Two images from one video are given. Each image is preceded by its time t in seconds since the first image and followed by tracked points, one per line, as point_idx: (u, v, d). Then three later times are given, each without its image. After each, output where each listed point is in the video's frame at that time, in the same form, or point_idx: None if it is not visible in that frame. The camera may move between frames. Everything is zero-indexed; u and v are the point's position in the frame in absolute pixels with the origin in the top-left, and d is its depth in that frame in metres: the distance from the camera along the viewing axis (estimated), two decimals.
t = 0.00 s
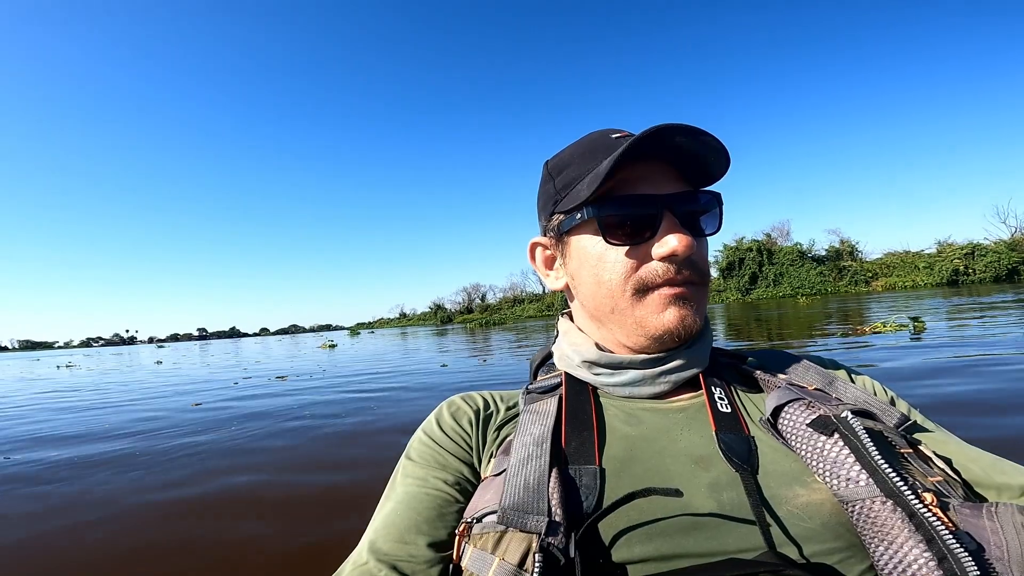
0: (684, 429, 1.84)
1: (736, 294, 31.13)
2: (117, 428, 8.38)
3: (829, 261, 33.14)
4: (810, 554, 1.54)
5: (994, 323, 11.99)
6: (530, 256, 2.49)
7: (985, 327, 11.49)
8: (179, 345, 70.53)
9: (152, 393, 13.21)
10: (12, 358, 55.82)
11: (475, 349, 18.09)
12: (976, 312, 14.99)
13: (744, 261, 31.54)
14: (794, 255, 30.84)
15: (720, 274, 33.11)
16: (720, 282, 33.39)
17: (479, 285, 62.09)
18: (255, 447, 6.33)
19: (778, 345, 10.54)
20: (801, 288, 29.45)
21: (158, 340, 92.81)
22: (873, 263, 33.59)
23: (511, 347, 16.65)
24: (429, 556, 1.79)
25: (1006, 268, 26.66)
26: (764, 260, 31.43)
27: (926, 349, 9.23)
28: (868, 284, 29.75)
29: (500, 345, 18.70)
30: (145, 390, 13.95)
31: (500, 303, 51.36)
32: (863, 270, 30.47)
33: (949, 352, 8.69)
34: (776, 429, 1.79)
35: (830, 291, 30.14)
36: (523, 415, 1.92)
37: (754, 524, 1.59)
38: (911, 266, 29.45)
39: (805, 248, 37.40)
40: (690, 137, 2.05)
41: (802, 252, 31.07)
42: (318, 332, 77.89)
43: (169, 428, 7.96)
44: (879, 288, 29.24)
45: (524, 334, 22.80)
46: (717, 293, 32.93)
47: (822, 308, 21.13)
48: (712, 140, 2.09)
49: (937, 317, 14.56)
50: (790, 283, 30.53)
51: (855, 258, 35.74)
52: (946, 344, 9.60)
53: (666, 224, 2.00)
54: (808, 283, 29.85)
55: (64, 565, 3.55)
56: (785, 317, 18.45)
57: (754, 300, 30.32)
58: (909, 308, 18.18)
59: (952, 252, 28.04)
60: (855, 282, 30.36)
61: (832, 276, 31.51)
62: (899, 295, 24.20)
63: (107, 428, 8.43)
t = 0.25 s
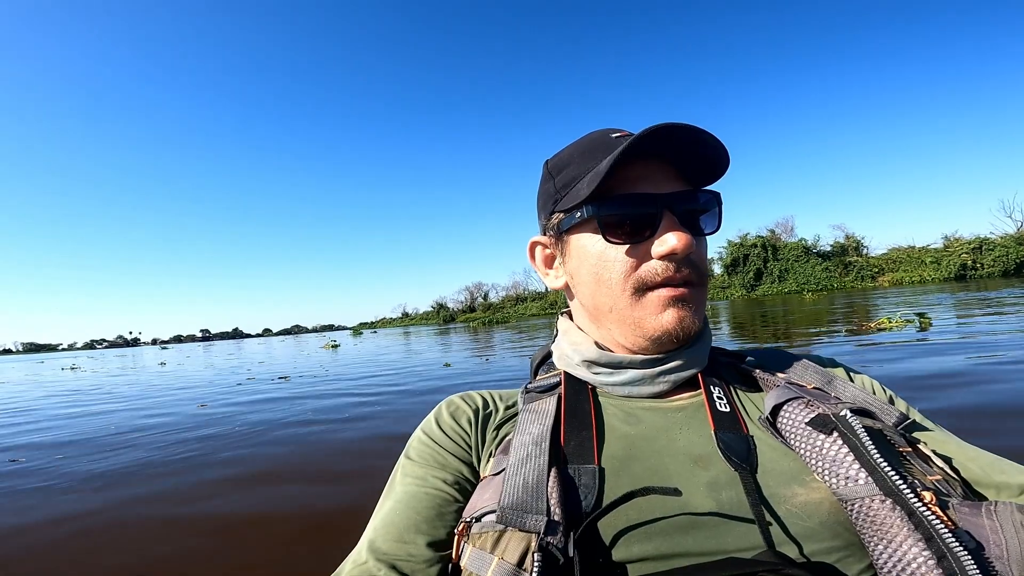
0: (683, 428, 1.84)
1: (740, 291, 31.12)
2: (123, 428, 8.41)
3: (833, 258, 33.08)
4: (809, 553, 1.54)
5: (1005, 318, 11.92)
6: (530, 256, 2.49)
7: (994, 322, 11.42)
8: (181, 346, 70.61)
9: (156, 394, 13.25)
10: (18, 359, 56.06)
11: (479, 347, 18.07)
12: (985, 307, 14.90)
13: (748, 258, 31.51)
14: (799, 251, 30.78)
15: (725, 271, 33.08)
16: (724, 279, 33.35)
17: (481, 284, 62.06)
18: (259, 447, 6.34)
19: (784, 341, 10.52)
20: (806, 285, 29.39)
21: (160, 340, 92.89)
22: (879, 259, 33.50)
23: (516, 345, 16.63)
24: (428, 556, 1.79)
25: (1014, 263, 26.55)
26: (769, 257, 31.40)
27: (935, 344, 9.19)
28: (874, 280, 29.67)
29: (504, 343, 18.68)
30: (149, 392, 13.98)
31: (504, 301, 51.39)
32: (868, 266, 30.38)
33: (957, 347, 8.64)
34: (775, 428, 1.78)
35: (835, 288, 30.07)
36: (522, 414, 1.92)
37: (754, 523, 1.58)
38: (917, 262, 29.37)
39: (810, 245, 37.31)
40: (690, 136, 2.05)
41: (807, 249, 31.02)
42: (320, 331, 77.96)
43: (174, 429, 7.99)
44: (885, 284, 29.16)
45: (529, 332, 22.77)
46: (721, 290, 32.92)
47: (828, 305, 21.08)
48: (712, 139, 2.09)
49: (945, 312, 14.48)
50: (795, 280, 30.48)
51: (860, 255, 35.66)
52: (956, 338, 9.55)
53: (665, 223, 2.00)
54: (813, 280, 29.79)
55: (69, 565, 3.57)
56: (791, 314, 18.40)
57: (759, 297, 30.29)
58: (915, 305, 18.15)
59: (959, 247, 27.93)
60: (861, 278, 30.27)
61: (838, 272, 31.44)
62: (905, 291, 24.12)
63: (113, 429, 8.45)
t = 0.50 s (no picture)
0: (683, 426, 1.83)
1: (745, 291, 31.03)
2: (128, 429, 8.43)
3: (839, 257, 32.96)
4: (812, 550, 1.53)
5: (1016, 318, 11.82)
6: (531, 255, 2.47)
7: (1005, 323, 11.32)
8: (183, 346, 70.72)
9: (161, 395, 13.28)
10: (22, 360, 56.29)
11: (485, 348, 18.03)
12: (997, 307, 14.78)
13: (753, 258, 31.44)
14: (805, 250, 30.67)
15: (730, 271, 33.01)
16: (729, 279, 33.27)
17: (484, 285, 62.02)
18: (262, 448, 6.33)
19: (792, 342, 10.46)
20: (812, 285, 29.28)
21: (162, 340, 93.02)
22: (886, 259, 33.35)
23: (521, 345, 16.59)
24: (427, 555, 1.78)
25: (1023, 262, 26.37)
26: (774, 256, 31.32)
27: (944, 345, 9.12)
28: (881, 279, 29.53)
29: (510, 343, 18.64)
30: (154, 393, 14.01)
31: (507, 301, 51.35)
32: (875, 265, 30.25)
33: (967, 347, 8.57)
34: (777, 426, 1.77)
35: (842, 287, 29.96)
36: (521, 413, 1.91)
37: (755, 521, 1.57)
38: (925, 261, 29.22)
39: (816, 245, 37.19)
40: (691, 137, 2.03)
41: (813, 248, 30.91)
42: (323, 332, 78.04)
43: (179, 430, 7.99)
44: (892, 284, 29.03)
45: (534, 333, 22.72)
46: (726, 290, 32.85)
47: (836, 304, 20.98)
48: (713, 139, 2.08)
49: (956, 313, 14.38)
50: (800, 279, 30.39)
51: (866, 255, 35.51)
52: (968, 338, 9.47)
53: (666, 223, 1.98)
54: (819, 279, 29.68)
55: (74, 564, 3.58)
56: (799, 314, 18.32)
57: (764, 296, 30.22)
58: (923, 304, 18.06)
59: (968, 247, 27.76)
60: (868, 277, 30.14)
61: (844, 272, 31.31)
62: (913, 291, 24.00)
63: (118, 429, 8.48)
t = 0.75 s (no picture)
0: (682, 425, 1.82)
1: (749, 291, 31.01)
2: (131, 426, 8.44)
3: (843, 257, 32.90)
4: (812, 549, 1.53)
5: None
6: (531, 254, 2.47)
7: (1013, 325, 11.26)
8: (185, 345, 70.80)
9: (165, 392, 13.30)
10: (23, 358, 56.33)
11: (488, 348, 18.02)
12: (1005, 309, 14.72)
13: (757, 258, 31.40)
14: (810, 251, 30.61)
15: (734, 271, 32.98)
16: (732, 279, 33.23)
17: (485, 284, 61.99)
18: (264, 446, 6.33)
19: (797, 343, 10.43)
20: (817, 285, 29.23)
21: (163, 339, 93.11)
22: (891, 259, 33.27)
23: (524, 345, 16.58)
24: (426, 554, 1.78)
25: None
26: (778, 256, 31.29)
27: (950, 347, 9.09)
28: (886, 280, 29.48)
29: (514, 343, 18.63)
30: (158, 389, 14.05)
31: (509, 300, 51.35)
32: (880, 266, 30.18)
33: (975, 349, 8.53)
34: (777, 424, 1.76)
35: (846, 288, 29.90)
36: (520, 412, 1.91)
37: (755, 519, 1.56)
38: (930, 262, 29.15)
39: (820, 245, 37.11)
40: (693, 136, 2.03)
41: (817, 248, 30.87)
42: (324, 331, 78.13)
43: (181, 427, 8.00)
44: (897, 284, 28.96)
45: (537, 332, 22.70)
46: (729, 290, 32.83)
47: (841, 304, 20.95)
48: (715, 139, 2.07)
49: (963, 314, 14.33)
50: (805, 280, 30.35)
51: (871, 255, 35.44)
52: (976, 341, 9.44)
53: (667, 222, 1.98)
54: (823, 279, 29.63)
55: (75, 561, 3.58)
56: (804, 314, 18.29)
57: (768, 297, 30.20)
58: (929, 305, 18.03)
59: (974, 248, 27.67)
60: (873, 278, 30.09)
61: (848, 272, 31.26)
62: (918, 292, 23.93)
63: (120, 427, 8.49)
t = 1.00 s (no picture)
0: (681, 424, 1.83)
1: (752, 291, 30.98)
2: (133, 423, 8.45)
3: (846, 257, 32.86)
4: (811, 548, 1.53)
5: None
6: (530, 253, 2.47)
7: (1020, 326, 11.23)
8: (185, 342, 70.82)
9: (166, 388, 13.31)
10: (24, 355, 56.35)
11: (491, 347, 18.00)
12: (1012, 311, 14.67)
13: (760, 257, 31.37)
14: (813, 250, 30.57)
15: (737, 270, 32.94)
16: (735, 278, 33.21)
17: (486, 283, 61.97)
18: (266, 444, 6.32)
19: (801, 343, 10.40)
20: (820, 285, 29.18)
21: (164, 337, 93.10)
22: (895, 259, 33.20)
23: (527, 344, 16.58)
24: (426, 554, 1.78)
25: None
26: (781, 255, 31.25)
27: (955, 349, 9.07)
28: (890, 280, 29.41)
29: (516, 342, 18.60)
30: (161, 386, 14.08)
31: (510, 299, 51.26)
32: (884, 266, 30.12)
33: (980, 352, 8.51)
34: (776, 424, 1.77)
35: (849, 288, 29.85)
36: (519, 411, 1.91)
37: (753, 519, 1.57)
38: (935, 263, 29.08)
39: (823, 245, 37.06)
40: (693, 135, 2.03)
41: (821, 248, 30.82)
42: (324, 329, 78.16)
43: (183, 424, 8.00)
44: (901, 284, 28.90)
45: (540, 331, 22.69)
46: (731, 290, 32.80)
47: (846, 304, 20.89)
48: (715, 138, 2.07)
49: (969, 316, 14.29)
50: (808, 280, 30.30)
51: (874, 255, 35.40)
52: (983, 343, 9.40)
53: (666, 220, 1.98)
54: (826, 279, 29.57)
55: (76, 558, 3.58)
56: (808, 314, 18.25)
57: (770, 296, 30.18)
58: (934, 305, 17.98)
59: (980, 249, 27.59)
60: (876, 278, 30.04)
61: (851, 272, 31.21)
62: (922, 292, 23.88)
63: (122, 424, 8.50)
